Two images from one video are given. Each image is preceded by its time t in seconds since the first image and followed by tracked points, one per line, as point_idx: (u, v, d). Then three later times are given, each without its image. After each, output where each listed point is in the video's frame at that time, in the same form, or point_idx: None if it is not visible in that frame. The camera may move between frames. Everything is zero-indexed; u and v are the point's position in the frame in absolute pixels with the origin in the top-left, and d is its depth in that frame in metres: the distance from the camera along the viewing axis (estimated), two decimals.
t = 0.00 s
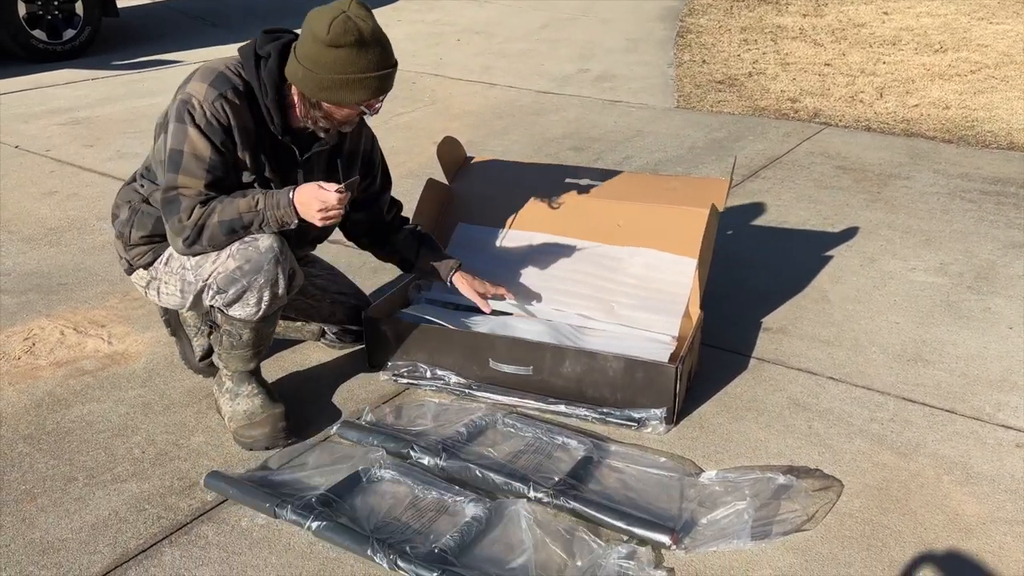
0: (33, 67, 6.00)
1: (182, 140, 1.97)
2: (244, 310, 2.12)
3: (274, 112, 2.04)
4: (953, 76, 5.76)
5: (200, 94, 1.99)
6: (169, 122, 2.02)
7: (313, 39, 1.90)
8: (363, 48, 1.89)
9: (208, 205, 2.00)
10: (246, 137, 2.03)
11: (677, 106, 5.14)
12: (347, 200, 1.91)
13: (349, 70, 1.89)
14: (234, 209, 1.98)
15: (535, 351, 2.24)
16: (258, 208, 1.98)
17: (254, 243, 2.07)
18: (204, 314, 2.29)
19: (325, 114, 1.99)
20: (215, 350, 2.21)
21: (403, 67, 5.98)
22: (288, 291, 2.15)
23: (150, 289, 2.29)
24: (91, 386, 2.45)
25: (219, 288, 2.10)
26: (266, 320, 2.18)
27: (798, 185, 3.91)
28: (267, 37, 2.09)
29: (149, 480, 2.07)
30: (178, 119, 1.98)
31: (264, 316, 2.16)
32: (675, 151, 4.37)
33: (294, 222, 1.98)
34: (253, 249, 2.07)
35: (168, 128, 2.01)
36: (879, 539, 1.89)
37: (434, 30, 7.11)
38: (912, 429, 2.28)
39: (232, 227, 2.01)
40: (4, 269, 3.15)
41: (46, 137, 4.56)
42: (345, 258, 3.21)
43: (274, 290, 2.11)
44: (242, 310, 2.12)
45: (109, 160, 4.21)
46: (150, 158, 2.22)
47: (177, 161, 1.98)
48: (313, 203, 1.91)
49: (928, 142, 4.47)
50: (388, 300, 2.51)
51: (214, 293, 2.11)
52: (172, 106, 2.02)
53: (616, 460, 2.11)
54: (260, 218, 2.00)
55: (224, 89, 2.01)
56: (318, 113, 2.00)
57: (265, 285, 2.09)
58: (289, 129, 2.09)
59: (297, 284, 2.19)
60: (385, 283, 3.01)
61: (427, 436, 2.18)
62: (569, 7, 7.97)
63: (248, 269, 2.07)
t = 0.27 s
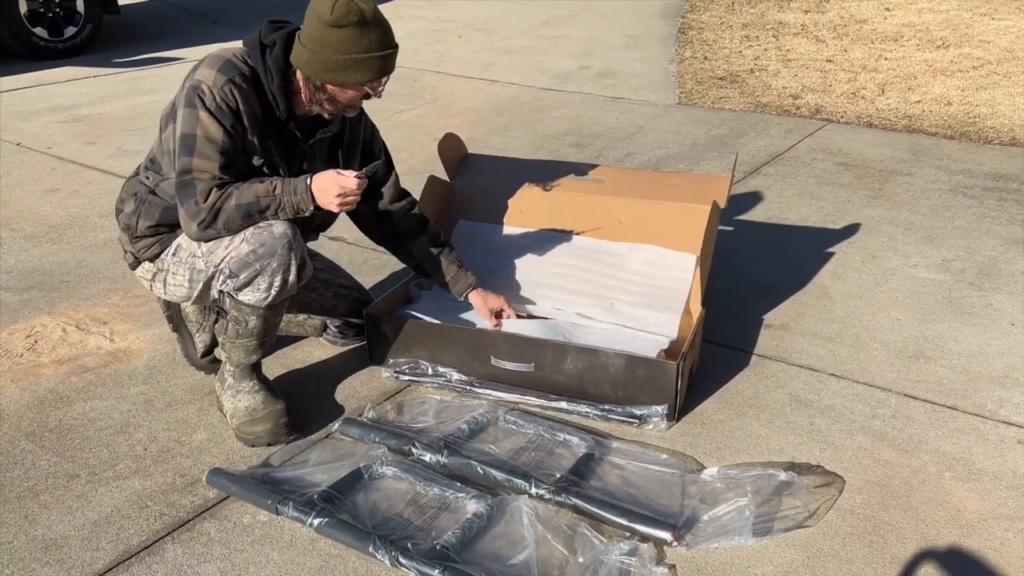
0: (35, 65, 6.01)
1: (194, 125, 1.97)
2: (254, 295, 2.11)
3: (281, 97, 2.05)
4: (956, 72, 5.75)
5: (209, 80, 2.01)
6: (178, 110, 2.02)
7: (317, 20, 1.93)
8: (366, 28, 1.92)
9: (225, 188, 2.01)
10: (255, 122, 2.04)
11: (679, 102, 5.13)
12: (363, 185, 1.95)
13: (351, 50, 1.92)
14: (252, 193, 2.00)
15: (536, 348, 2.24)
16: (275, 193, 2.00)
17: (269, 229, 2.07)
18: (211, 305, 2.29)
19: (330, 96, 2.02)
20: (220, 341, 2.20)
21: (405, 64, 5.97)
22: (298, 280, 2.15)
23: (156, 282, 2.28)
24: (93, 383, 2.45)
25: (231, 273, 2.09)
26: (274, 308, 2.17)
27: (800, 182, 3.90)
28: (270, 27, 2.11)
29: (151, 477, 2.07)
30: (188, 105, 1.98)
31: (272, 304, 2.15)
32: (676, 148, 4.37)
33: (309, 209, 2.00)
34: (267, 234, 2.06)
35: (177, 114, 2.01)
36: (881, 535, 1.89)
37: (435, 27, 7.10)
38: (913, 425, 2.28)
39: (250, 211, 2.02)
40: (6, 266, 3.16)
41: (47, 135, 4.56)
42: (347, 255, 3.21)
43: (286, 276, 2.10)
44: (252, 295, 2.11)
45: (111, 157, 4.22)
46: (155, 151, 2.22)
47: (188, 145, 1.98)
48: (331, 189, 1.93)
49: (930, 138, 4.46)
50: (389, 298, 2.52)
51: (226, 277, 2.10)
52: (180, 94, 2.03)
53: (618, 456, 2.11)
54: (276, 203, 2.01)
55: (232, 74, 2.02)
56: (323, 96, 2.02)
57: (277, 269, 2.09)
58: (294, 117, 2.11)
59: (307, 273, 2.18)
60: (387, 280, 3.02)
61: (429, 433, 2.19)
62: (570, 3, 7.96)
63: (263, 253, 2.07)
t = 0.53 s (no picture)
0: (35, 63, 6.01)
1: (202, 119, 1.97)
2: (255, 289, 2.11)
3: (290, 94, 2.06)
4: (957, 69, 5.74)
5: (220, 76, 2.00)
6: (187, 104, 2.02)
7: (326, 19, 1.93)
8: (374, 28, 1.93)
9: (229, 182, 2.01)
10: (263, 119, 2.05)
11: (680, 100, 5.13)
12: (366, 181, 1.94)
13: (358, 50, 1.92)
14: (256, 186, 1.99)
15: (537, 346, 2.24)
16: (279, 187, 1.99)
17: (271, 222, 2.06)
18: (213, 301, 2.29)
19: (336, 95, 2.02)
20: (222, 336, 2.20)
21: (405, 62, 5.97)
22: (300, 275, 2.14)
23: (158, 276, 2.28)
24: (94, 381, 2.45)
25: (234, 266, 2.09)
26: (276, 304, 2.17)
27: (801, 179, 3.90)
28: (281, 24, 2.12)
29: (153, 475, 2.07)
30: (197, 100, 1.98)
31: (274, 299, 2.14)
32: (677, 145, 4.36)
33: (312, 203, 1.99)
34: (269, 227, 2.05)
35: (186, 109, 2.01)
36: (882, 533, 1.88)
37: (436, 24, 7.10)
38: (915, 422, 2.27)
39: (252, 205, 2.01)
40: (7, 264, 3.16)
41: (48, 133, 4.57)
42: (348, 253, 3.21)
43: (288, 270, 2.09)
44: (254, 289, 2.11)
45: (111, 156, 4.22)
46: (162, 144, 2.22)
47: (196, 139, 1.97)
48: (335, 184, 1.92)
49: (931, 135, 4.46)
50: (390, 295, 2.51)
51: (228, 271, 2.10)
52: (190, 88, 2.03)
53: (619, 454, 2.11)
54: (280, 197, 2.00)
55: (242, 71, 2.02)
56: (329, 94, 2.03)
57: (280, 263, 2.08)
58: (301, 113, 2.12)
59: (310, 269, 2.18)
60: (387, 277, 3.02)
61: (430, 430, 2.18)
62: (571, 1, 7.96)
63: (265, 246, 2.06)
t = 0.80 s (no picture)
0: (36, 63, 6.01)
1: (206, 117, 1.96)
2: (260, 286, 2.11)
3: (292, 89, 2.07)
4: (958, 67, 5.73)
5: (223, 72, 2.00)
6: (190, 102, 2.01)
7: (326, 13, 1.94)
8: (375, 23, 1.93)
9: (236, 179, 2.00)
10: (266, 114, 2.05)
11: (680, 98, 5.13)
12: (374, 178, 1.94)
13: (358, 44, 1.92)
14: (263, 184, 1.99)
15: (537, 344, 2.24)
16: (286, 184, 1.99)
17: (278, 220, 2.06)
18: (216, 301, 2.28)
19: (336, 88, 2.02)
20: (225, 331, 2.20)
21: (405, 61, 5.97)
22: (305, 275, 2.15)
23: (162, 274, 2.29)
24: (96, 381, 2.46)
25: (240, 263, 2.09)
26: (280, 301, 2.17)
27: (801, 178, 3.90)
28: (280, 20, 2.12)
29: (154, 475, 2.07)
30: (201, 97, 1.98)
31: (278, 296, 2.14)
32: (677, 144, 4.36)
33: (319, 201, 1.99)
34: (276, 225, 2.05)
35: (190, 106, 2.00)
36: (883, 531, 1.89)
37: (436, 23, 7.10)
38: (916, 421, 2.27)
39: (260, 202, 2.00)
40: (8, 264, 3.16)
41: (49, 132, 4.57)
42: (348, 252, 3.21)
43: (294, 268, 2.10)
44: (259, 286, 2.11)
45: (112, 155, 4.22)
46: (164, 142, 2.21)
47: (200, 136, 1.97)
48: (342, 180, 1.93)
49: (932, 134, 4.45)
50: (391, 294, 2.52)
51: (234, 267, 2.10)
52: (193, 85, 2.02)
53: (620, 452, 2.11)
54: (287, 195, 2.00)
55: (245, 68, 2.02)
56: (329, 87, 2.03)
57: (286, 260, 2.09)
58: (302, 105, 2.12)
59: (314, 266, 2.18)
60: (388, 276, 3.02)
61: (430, 429, 2.18)
62: None
63: (271, 243, 2.06)
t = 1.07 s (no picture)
0: (36, 63, 6.01)
1: (207, 120, 1.95)
2: (264, 288, 2.11)
3: (291, 84, 2.07)
4: (958, 67, 5.73)
5: (222, 74, 1.99)
6: (189, 105, 2.00)
7: (323, 5, 1.95)
8: (371, 15, 1.95)
9: (240, 182, 2.00)
10: (267, 113, 2.05)
11: (680, 98, 5.12)
12: (377, 181, 1.98)
13: (353, 35, 1.94)
14: (268, 186, 1.99)
15: (537, 344, 2.24)
16: (291, 187, 2.00)
17: (284, 222, 2.07)
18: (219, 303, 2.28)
19: (331, 79, 2.04)
20: (227, 332, 2.20)
21: (405, 61, 5.97)
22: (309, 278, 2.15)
23: (166, 277, 2.28)
24: (97, 381, 2.46)
25: (244, 265, 2.10)
26: (284, 304, 2.17)
27: (802, 177, 3.90)
28: (270, 14, 2.11)
29: (155, 475, 2.07)
30: (201, 101, 1.96)
31: (282, 299, 2.15)
32: (678, 144, 4.36)
33: (325, 203, 2.01)
34: (281, 228, 2.06)
35: (189, 110, 1.99)
36: (884, 530, 1.89)
37: (436, 23, 7.10)
38: (916, 420, 2.28)
39: (266, 205, 2.00)
40: (8, 265, 3.16)
41: (49, 133, 4.57)
42: (349, 251, 3.21)
43: (298, 271, 2.10)
44: (263, 288, 2.11)
45: (112, 155, 4.22)
46: (164, 146, 2.20)
47: (203, 140, 1.96)
48: (347, 184, 1.95)
49: (932, 133, 4.45)
50: (392, 293, 2.52)
51: (238, 269, 2.11)
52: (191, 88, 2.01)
53: (621, 452, 2.11)
54: (292, 198, 2.00)
55: (243, 68, 2.01)
56: (324, 79, 2.04)
57: (291, 263, 2.09)
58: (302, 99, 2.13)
59: (319, 269, 2.19)
60: (388, 276, 3.02)
61: (431, 429, 2.19)
62: None
63: (276, 246, 2.07)
